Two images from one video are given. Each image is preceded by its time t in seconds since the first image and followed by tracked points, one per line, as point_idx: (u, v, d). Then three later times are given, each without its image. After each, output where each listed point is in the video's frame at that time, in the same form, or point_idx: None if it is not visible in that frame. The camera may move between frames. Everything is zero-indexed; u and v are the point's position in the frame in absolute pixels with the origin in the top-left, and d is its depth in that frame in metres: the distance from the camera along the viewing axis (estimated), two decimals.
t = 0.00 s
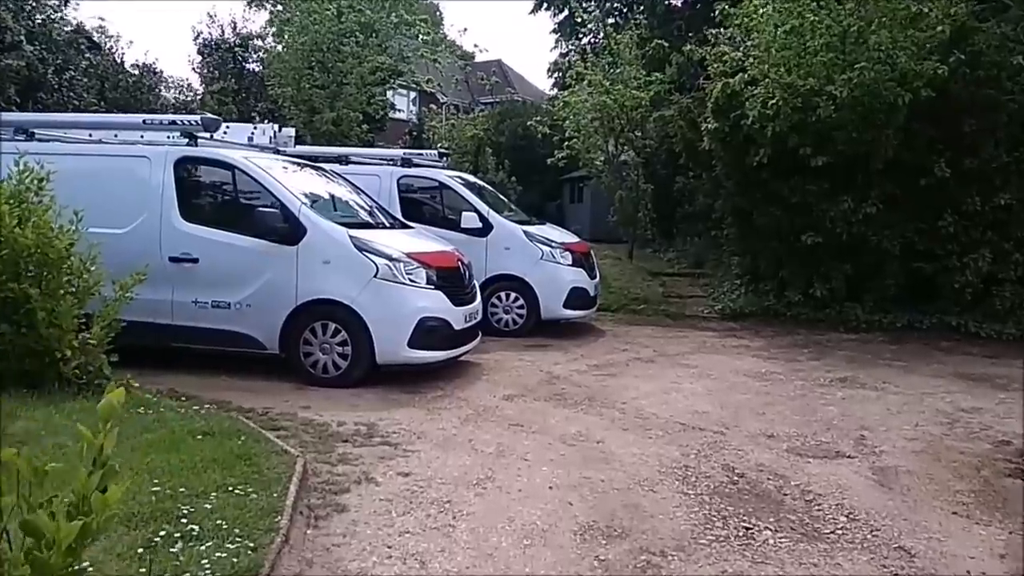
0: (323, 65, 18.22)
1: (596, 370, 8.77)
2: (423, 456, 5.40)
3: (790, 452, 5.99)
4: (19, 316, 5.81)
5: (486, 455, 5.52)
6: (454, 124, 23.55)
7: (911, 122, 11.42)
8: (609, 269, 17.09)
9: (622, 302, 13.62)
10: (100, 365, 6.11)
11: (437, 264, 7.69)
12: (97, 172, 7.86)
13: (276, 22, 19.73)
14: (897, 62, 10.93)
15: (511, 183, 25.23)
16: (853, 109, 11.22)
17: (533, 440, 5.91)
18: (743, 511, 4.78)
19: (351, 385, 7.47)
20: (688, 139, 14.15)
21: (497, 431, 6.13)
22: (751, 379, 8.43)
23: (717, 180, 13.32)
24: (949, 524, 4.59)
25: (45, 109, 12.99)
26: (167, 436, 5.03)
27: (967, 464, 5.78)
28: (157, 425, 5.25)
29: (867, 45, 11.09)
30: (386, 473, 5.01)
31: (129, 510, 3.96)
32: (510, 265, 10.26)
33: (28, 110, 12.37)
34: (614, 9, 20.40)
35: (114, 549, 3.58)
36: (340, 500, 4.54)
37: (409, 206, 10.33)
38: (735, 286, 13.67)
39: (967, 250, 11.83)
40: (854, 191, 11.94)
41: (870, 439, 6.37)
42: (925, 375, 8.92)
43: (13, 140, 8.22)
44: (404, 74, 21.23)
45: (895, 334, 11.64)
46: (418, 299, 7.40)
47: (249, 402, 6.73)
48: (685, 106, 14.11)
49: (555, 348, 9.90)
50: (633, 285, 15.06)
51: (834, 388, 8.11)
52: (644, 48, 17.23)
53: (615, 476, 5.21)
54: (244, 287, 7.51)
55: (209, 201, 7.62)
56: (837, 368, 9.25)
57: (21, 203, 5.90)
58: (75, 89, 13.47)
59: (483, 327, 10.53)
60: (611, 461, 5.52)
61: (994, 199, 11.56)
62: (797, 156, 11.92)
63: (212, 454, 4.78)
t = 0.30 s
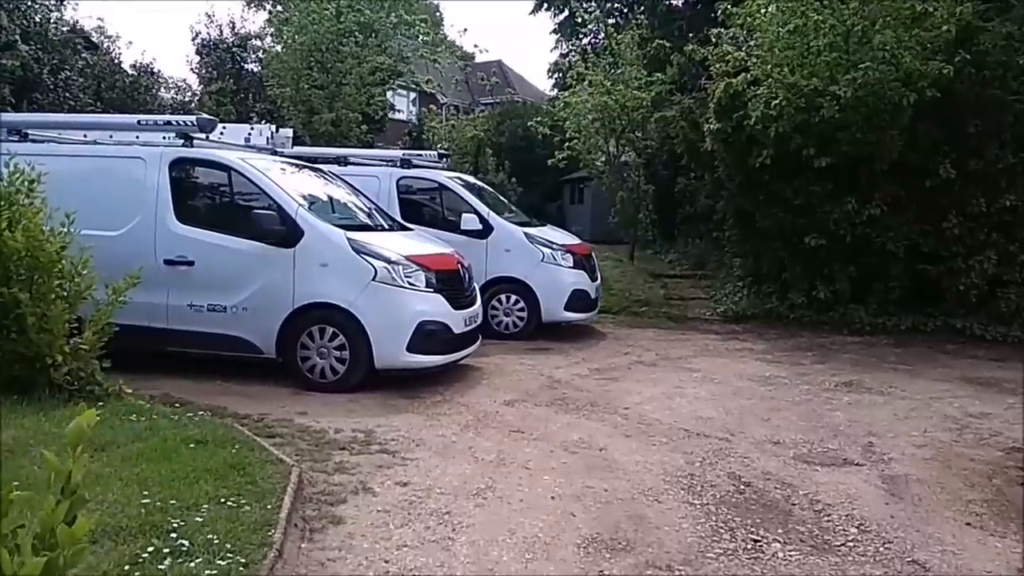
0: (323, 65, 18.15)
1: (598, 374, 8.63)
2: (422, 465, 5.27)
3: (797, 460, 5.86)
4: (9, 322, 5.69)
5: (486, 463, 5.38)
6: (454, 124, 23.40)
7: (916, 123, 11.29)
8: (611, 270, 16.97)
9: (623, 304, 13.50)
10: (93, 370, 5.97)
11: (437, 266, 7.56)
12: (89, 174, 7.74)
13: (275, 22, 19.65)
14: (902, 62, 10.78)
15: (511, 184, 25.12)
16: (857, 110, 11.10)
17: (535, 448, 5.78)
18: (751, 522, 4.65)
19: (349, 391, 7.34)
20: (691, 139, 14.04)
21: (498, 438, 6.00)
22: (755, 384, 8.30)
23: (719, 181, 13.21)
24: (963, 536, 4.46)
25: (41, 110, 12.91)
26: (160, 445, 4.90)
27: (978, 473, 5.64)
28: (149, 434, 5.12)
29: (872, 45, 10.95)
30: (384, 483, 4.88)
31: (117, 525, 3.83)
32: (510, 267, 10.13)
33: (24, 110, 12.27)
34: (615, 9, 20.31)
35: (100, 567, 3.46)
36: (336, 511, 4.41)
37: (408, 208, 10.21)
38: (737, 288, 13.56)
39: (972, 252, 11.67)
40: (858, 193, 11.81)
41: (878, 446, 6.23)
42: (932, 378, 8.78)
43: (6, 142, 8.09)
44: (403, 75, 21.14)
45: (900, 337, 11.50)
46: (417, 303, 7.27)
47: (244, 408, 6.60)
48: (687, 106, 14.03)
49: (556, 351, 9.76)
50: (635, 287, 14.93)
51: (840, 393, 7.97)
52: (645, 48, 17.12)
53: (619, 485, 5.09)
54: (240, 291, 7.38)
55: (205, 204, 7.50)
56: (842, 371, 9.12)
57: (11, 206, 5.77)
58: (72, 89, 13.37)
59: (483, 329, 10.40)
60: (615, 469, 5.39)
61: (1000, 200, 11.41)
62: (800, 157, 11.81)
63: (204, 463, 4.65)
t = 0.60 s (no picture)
0: (321, 64, 17.98)
1: (601, 377, 8.47)
2: (420, 472, 5.10)
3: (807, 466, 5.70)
4: None
5: (487, 470, 5.22)
6: (454, 124, 23.24)
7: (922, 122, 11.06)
8: (612, 271, 16.82)
9: (625, 305, 13.35)
10: (83, 374, 5.82)
11: (437, 267, 7.38)
12: (79, 173, 7.59)
13: (273, 20, 19.48)
14: (908, 60, 10.49)
15: (511, 184, 24.96)
16: (863, 109, 11.01)
17: (537, 454, 5.61)
18: (763, 532, 4.49)
19: (348, 394, 7.17)
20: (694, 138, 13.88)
21: (500, 443, 5.84)
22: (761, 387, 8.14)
23: (723, 181, 13.21)
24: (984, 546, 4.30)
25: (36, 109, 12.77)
26: (150, 452, 4.73)
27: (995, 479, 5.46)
28: (139, 440, 4.95)
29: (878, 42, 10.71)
30: (382, 491, 4.71)
31: (100, 538, 3.67)
32: (512, 268, 9.97)
33: (18, 108, 12.13)
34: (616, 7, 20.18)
35: None
36: (332, 522, 4.26)
37: (408, 208, 10.07)
38: (740, 288, 13.55)
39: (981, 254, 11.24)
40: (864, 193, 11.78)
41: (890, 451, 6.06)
42: (941, 381, 8.62)
43: None
44: (403, 74, 20.98)
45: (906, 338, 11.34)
46: (417, 304, 7.10)
47: (240, 413, 6.43)
48: (690, 105, 13.99)
49: (559, 353, 9.60)
50: (637, 288, 14.78)
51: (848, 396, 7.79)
52: (647, 46, 16.99)
53: (624, 493, 4.93)
54: (236, 293, 7.22)
55: (200, 203, 7.34)
56: (849, 374, 8.95)
57: None
58: (67, 88, 13.23)
59: (484, 331, 10.25)
60: (620, 476, 5.23)
61: (1009, 200, 10.98)
62: (805, 156, 11.82)
63: (196, 472, 4.49)
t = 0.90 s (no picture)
0: (319, 62, 17.83)
1: (604, 379, 8.32)
2: (419, 479, 4.95)
3: (817, 472, 5.55)
4: None
5: (489, 476, 5.07)
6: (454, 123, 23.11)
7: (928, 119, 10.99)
8: (613, 271, 16.68)
9: (626, 305, 13.20)
10: (74, 377, 5.68)
11: (437, 267, 7.22)
12: (70, 171, 7.44)
13: (271, 17, 19.33)
14: (915, 57, 10.49)
15: (511, 183, 24.82)
16: (868, 106, 10.76)
17: (540, 459, 5.47)
18: (774, 542, 4.34)
19: (345, 396, 7.02)
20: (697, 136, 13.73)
21: (501, 448, 5.70)
22: (766, 389, 8.00)
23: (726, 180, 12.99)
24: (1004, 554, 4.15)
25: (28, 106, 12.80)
26: (140, 459, 4.58)
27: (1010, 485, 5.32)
28: (130, 446, 4.80)
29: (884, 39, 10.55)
30: (381, 499, 4.56)
31: (88, 550, 3.54)
32: (512, 268, 9.82)
33: (10, 105, 12.09)
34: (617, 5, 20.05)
35: None
36: (329, 532, 4.11)
37: (407, 207, 9.93)
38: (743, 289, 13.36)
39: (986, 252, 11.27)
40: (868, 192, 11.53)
41: (901, 456, 5.92)
42: (949, 383, 8.48)
43: None
44: (403, 72, 20.82)
45: (912, 339, 11.20)
46: (416, 305, 6.95)
47: (235, 416, 6.28)
48: (691, 103, 13.83)
49: (560, 355, 9.46)
50: (638, 288, 14.64)
51: (855, 400, 7.64)
52: (648, 44, 16.85)
53: (631, 500, 4.78)
54: (231, 294, 7.07)
55: (194, 202, 7.18)
56: (855, 376, 8.80)
57: None
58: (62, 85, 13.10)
59: (484, 332, 10.10)
60: (625, 483, 5.09)
61: (1015, 199, 11.01)
62: (809, 155, 11.53)
63: (188, 479, 4.33)
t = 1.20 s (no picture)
0: (313, 60, 17.65)
1: (605, 385, 8.13)
2: (416, 493, 4.75)
3: (828, 483, 5.37)
4: None
5: (489, 490, 4.88)
6: (449, 123, 22.92)
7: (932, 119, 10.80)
8: (611, 272, 16.51)
9: (625, 307, 13.04)
10: (57, 387, 5.46)
11: (434, 271, 7.03)
12: (53, 172, 7.22)
13: (263, 15, 19.12)
14: (920, 57, 10.20)
15: (506, 183, 24.64)
16: (871, 106, 10.60)
17: (541, 471, 5.28)
18: (788, 560, 4.17)
19: (340, 404, 6.82)
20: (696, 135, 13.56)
21: (500, 459, 5.50)
22: (771, 395, 7.82)
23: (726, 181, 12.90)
24: None
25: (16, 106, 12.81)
26: (126, 475, 4.37)
27: None
28: (115, 461, 4.59)
29: (888, 38, 10.30)
30: (377, 516, 4.37)
31: None
32: (510, 271, 9.63)
33: None
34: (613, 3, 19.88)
35: None
36: (323, 552, 3.92)
37: (403, 208, 9.74)
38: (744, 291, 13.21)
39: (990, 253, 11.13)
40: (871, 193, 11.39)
41: (913, 466, 5.74)
42: (956, 388, 8.31)
43: None
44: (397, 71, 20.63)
45: (915, 342, 11.04)
46: (413, 310, 6.75)
47: (226, 426, 6.07)
48: (690, 103, 13.74)
49: (559, 359, 9.26)
50: (637, 290, 14.48)
51: (863, 406, 7.46)
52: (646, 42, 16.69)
53: (638, 515, 4.60)
54: (223, 298, 6.86)
55: (184, 204, 6.97)
56: (861, 381, 8.63)
57: None
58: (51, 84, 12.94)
59: (482, 336, 9.92)
60: (631, 496, 4.90)
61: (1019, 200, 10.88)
62: (812, 155, 11.46)
63: (175, 497, 4.13)
